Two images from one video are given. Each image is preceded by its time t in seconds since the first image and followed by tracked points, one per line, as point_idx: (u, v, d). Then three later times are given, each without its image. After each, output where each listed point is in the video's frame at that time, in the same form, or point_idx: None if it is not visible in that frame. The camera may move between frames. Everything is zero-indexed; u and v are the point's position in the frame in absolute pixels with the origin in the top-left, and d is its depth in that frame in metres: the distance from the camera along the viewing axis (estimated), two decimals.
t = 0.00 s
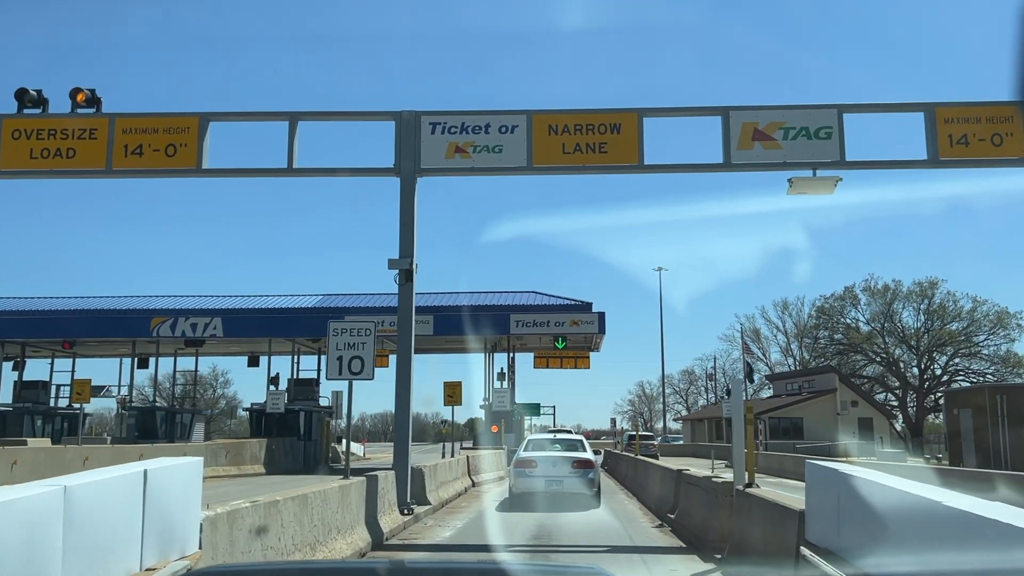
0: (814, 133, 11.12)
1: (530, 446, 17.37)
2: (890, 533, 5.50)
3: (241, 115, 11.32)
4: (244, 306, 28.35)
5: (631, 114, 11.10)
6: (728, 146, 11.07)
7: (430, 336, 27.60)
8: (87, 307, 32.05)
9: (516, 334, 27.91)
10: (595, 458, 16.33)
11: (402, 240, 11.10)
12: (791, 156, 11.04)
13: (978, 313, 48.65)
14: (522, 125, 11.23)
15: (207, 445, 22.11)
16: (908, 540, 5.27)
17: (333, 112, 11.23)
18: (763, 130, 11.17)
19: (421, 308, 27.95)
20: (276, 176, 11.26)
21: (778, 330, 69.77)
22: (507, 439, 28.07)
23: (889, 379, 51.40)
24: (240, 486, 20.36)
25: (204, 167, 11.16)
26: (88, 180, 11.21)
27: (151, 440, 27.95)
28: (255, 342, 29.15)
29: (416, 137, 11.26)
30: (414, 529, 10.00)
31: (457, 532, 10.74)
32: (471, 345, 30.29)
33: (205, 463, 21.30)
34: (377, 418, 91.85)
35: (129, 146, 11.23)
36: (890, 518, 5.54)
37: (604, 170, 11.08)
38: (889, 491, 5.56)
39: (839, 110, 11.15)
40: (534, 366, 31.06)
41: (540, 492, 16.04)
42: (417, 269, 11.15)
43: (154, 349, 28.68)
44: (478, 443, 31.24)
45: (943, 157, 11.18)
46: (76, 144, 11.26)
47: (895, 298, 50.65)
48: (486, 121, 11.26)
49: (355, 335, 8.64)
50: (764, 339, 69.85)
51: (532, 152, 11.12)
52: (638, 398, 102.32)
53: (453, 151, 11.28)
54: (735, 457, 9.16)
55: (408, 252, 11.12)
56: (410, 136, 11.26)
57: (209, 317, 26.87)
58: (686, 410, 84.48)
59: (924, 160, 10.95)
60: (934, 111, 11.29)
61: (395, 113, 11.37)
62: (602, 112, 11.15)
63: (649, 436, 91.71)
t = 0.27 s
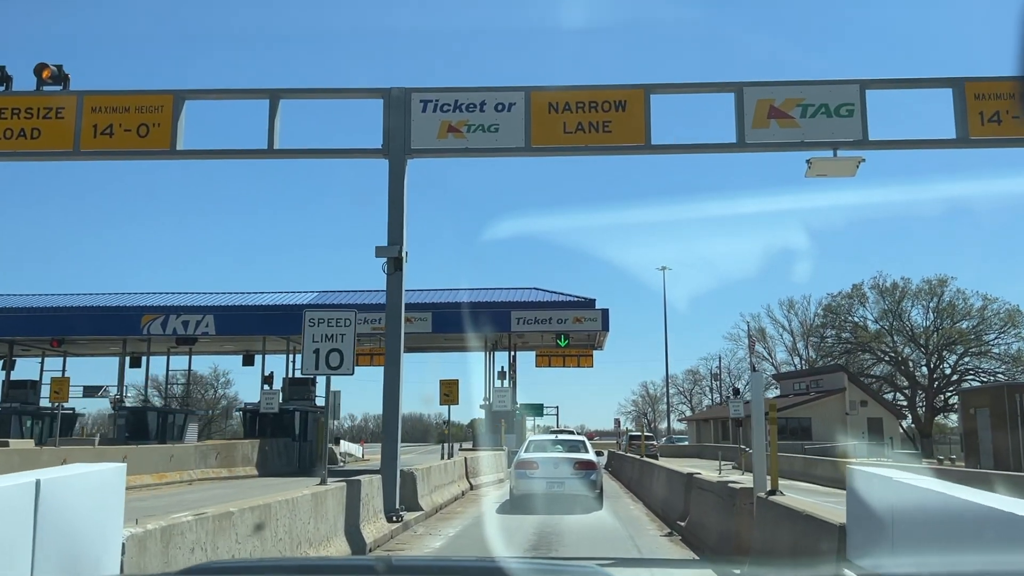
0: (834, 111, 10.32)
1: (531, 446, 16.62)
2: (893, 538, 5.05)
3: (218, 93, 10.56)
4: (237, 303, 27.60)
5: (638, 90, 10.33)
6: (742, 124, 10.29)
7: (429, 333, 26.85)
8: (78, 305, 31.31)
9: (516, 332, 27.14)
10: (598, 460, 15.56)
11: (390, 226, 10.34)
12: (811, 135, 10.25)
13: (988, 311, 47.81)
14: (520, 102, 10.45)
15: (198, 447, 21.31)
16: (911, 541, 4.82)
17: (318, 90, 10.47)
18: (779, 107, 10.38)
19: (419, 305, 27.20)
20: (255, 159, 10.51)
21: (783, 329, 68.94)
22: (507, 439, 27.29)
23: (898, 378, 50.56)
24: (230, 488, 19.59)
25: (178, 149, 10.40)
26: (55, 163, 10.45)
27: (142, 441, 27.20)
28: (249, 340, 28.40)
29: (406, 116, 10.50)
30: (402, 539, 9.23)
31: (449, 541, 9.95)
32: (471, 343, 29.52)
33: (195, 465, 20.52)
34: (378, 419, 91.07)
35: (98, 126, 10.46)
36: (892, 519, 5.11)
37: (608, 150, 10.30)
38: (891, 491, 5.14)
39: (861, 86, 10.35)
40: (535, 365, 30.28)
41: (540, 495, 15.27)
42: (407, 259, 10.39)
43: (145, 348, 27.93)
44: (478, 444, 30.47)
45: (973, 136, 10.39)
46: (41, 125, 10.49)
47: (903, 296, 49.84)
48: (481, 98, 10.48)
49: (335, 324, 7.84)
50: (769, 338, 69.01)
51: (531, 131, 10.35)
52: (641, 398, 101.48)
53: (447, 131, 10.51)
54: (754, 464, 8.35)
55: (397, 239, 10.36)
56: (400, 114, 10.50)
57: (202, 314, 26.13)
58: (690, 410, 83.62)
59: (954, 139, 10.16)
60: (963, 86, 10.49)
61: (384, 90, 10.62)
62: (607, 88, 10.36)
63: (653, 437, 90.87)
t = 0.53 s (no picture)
0: (860, 85, 9.54)
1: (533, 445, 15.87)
2: (917, 536, 4.29)
3: (193, 67, 9.81)
4: (232, 300, 26.89)
5: (647, 63, 9.55)
6: (760, 100, 9.51)
7: (428, 331, 26.11)
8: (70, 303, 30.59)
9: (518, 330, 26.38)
10: (603, 460, 14.79)
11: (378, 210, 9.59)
12: (834, 111, 9.46)
13: (999, 309, 46.98)
14: (520, 77, 9.68)
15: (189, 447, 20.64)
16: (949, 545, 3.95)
17: (301, 63, 9.72)
18: (800, 81, 9.60)
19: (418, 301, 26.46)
20: (234, 139, 9.76)
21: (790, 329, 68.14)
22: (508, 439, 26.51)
23: (907, 378, 49.74)
24: (221, 490, 18.88)
25: (152, 128, 9.66)
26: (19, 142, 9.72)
27: (134, 442, 26.48)
28: (244, 338, 27.68)
29: (397, 91, 9.74)
30: (389, 547, 8.47)
31: (442, 550, 9.18)
32: (472, 340, 28.74)
33: (185, 466, 19.81)
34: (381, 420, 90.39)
35: (66, 103, 9.72)
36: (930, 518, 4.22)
37: (613, 128, 9.53)
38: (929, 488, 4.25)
39: (889, 59, 9.57)
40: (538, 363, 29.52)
41: (541, 497, 14.50)
42: (397, 245, 9.64)
43: (138, 346, 27.22)
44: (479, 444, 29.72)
45: (1009, 112, 9.60)
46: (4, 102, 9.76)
47: (913, 294, 49.06)
48: (476, 72, 9.71)
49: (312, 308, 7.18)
50: (775, 338, 68.20)
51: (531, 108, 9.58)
52: (646, 399, 100.69)
53: (440, 107, 9.75)
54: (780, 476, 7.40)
55: (386, 224, 9.60)
56: (390, 89, 9.75)
57: (195, 311, 25.42)
58: (695, 411, 82.80)
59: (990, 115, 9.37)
60: (999, 58, 9.70)
61: (373, 64, 9.87)
62: (613, 62, 9.58)
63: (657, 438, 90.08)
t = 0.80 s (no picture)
0: (888, 54, 8.77)
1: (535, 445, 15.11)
2: None
3: (165, 38, 9.08)
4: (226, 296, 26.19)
5: (656, 30, 8.80)
6: (777, 69, 8.76)
7: (428, 328, 25.37)
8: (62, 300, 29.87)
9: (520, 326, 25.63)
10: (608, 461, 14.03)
11: (365, 192, 8.86)
12: (861, 82, 8.70)
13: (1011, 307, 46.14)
14: (518, 47, 8.94)
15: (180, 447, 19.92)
16: None
17: (282, 33, 8.99)
18: (822, 50, 8.84)
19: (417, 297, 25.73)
20: (210, 114, 9.02)
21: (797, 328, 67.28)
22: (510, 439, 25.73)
23: (916, 377, 48.91)
24: (209, 493, 18.17)
25: (120, 103, 8.93)
26: None
27: (126, 442, 25.75)
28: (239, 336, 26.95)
29: (385, 62, 9.00)
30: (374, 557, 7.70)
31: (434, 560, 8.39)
32: (473, 338, 27.99)
33: (174, 468, 19.09)
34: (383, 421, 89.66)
35: (27, 78, 8.98)
36: None
37: (619, 101, 8.78)
38: None
39: (918, 26, 8.80)
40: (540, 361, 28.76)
41: (542, 499, 13.75)
42: (385, 230, 8.91)
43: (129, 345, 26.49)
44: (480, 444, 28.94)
45: None
46: None
47: (923, 292, 48.29)
48: (471, 41, 8.96)
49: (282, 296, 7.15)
50: (782, 338, 67.35)
51: (531, 81, 8.83)
52: (650, 400, 99.84)
53: (433, 80, 9.00)
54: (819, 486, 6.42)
55: (373, 205, 8.84)
56: (378, 61, 9.01)
57: (187, 308, 24.73)
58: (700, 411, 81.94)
59: None
60: None
61: (360, 34, 9.14)
62: (619, 29, 8.82)
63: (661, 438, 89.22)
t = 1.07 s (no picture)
0: (922, 20, 8.01)
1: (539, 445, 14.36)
2: None
3: (133, 5, 8.37)
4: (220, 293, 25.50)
5: None
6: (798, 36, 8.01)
7: (426, 325, 24.63)
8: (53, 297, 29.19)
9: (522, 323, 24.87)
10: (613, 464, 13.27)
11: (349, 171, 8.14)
12: (891, 50, 7.94)
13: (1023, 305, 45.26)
14: (516, 13, 8.20)
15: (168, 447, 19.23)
16: None
17: None
18: (849, 16, 8.08)
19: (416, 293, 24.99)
20: (182, 87, 8.31)
21: (804, 327, 66.44)
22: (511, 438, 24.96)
23: (926, 377, 48.07)
24: (197, 495, 17.48)
25: (84, 75, 8.24)
26: None
27: (116, 443, 25.07)
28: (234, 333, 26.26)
29: (372, 30, 8.28)
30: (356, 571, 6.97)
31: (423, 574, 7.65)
32: (473, 335, 27.23)
33: (162, 469, 18.37)
34: (386, 421, 88.96)
35: None
36: None
37: (626, 72, 8.04)
38: None
39: None
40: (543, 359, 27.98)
41: (543, 501, 13.01)
42: (371, 212, 8.18)
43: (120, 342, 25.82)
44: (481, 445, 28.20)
45: None
46: None
47: (933, 290, 47.45)
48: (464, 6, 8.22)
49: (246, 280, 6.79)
50: (789, 337, 66.49)
51: (530, 51, 8.10)
52: (655, 399, 98.99)
53: (423, 49, 8.27)
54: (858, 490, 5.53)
55: (357, 185, 8.12)
56: (363, 29, 8.29)
57: (179, 304, 24.06)
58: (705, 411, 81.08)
59: None
60: None
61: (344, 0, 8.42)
62: None
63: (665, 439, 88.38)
